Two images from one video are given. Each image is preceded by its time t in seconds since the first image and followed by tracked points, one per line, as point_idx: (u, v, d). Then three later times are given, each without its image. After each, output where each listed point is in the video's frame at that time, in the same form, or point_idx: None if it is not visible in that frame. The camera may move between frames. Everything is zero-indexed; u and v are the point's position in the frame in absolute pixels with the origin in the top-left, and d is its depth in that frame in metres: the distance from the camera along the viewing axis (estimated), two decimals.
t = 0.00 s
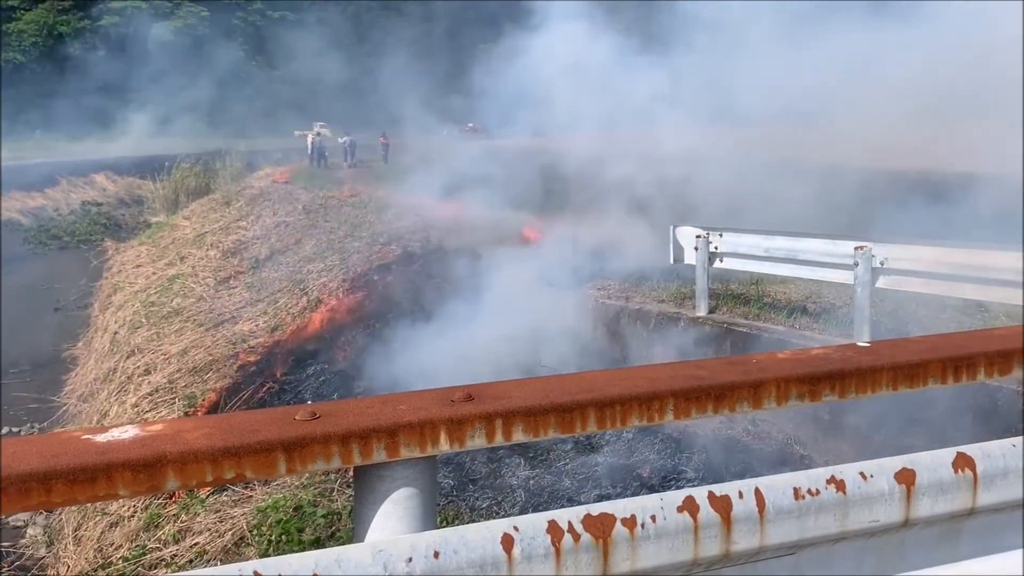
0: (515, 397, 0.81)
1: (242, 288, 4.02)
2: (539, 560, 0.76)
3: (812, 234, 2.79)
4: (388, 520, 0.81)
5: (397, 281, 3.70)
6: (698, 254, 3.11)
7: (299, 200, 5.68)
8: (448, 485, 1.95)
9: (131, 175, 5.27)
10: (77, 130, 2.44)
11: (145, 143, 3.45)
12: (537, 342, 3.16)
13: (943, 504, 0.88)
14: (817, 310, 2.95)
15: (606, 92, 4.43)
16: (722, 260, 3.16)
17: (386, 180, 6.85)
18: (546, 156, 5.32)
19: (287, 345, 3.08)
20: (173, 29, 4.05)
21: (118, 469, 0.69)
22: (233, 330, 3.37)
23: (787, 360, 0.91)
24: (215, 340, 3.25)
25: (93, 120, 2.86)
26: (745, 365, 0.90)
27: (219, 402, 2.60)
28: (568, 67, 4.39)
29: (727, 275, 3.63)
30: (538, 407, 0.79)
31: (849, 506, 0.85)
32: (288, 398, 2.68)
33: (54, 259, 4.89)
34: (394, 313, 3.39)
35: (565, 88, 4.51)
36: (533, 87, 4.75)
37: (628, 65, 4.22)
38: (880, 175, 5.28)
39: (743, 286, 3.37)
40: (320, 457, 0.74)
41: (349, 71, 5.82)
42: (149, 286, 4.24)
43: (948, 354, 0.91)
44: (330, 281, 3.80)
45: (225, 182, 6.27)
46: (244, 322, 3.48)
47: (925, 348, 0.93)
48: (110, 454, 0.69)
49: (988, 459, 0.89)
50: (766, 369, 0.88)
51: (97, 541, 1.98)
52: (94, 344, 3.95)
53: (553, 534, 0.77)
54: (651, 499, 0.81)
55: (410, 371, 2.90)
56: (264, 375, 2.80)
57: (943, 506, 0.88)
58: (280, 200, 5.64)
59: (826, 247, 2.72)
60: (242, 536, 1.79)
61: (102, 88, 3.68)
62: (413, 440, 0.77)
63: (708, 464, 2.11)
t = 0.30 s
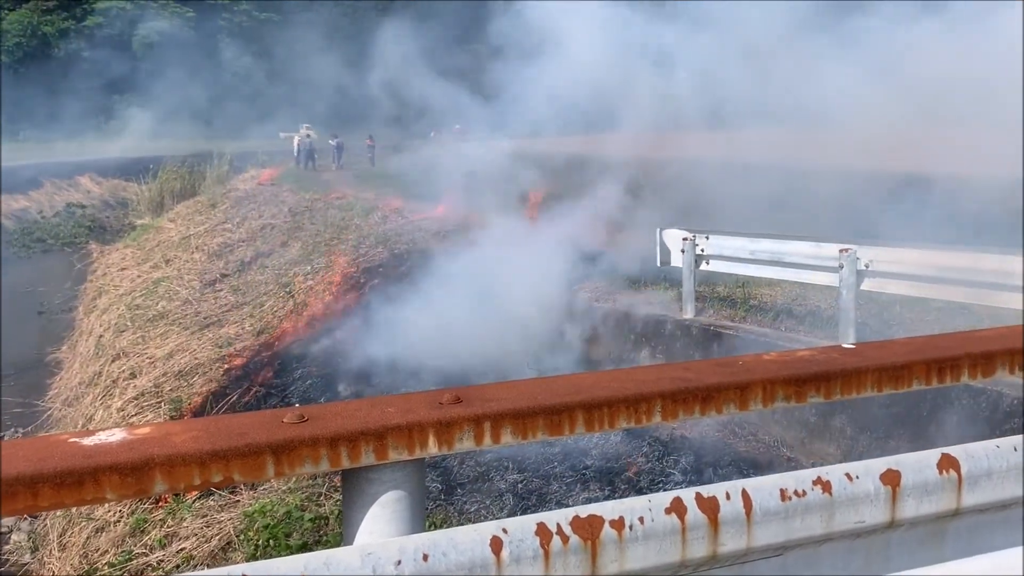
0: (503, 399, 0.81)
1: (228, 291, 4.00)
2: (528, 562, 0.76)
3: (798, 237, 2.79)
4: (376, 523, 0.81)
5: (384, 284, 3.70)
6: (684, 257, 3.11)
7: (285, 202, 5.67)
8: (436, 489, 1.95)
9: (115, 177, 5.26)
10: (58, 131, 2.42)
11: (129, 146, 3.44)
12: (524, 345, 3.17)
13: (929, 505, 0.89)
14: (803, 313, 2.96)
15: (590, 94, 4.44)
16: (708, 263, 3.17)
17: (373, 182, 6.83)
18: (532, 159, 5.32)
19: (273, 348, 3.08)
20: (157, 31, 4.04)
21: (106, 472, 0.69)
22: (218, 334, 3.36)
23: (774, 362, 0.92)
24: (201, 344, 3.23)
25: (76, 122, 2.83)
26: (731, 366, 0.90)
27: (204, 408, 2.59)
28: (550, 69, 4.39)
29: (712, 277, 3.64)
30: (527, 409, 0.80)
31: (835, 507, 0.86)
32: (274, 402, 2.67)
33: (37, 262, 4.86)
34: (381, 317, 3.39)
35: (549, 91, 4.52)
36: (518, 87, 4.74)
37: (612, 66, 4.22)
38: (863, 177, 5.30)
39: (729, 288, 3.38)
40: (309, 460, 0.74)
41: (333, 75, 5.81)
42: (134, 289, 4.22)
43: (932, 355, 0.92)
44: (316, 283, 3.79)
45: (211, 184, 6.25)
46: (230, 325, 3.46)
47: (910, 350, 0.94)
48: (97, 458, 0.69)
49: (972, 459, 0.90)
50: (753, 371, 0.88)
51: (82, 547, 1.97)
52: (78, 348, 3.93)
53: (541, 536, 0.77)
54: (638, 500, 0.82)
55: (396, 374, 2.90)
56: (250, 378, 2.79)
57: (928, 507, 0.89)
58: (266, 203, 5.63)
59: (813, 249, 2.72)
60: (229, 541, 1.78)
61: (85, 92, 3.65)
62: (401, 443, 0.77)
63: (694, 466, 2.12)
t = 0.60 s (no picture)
0: (493, 401, 0.82)
1: (215, 292, 3.99)
2: (518, 563, 0.76)
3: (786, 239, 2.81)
4: (366, 525, 0.81)
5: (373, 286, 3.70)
6: (673, 258, 3.12)
7: (273, 204, 5.66)
8: (424, 491, 1.95)
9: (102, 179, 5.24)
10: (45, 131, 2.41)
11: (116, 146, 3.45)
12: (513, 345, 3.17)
13: (915, 505, 0.89)
14: (791, 313, 2.97)
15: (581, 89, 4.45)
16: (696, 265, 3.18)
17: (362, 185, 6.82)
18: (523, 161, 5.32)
19: (261, 350, 3.07)
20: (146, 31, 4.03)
21: (94, 474, 0.68)
22: (206, 336, 3.35)
23: (762, 363, 0.92)
24: (188, 345, 3.23)
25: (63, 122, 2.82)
26: (720, 368, 0.91)
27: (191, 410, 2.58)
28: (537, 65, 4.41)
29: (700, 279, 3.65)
30: (517, 410, 0.80)
31: (823, 507, 0.86)
32: (262, 404, 2.67)
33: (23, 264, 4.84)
34: (369, 319, 3.38)
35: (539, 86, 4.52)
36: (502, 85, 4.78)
37: (593, 58, 4.27)
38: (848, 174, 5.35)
39: (717, 291, 3.39)
40: (298, 462, 0.74)
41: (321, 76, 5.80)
42: (121, 291, 4.21)
43: (919, 356, 0.93)
44: (304, 285, 3.78)
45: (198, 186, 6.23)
46: (218, 327, 3.45)
47: (898, 352, 0.95)
48: (86, 460, 0.69)
49: (959, 460, 0.91)
50: (741, 372, 0.89)
51: (68, 550, 1.96)
52: (64, 350, 3.90)
53: (531, 537, 0.77)
54: (628, 501, 0.82)
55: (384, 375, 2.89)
56: (237, 380, 2.79)
57: (916, 507, 0.89)
58: (253, 205, 5.62)
59: (800, 252, 2.74)
60: (216, 544, 1.78)
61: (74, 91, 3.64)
62: (391, 445, 0.77)
63: (683, 467, 2.13)
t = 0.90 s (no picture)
0: (484, 402, 0.82)
1: (206, 295, 3.98)
2: (509, 564, 0.77)
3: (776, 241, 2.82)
4: (358, 527, 0.81)
5: (365, 288, 3.70)
6: (664, 260, 3.13)
7: (264, 206, 5.65)
8: (416, 494, 1.96)
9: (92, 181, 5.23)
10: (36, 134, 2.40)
11: (107, 147, 3.44)
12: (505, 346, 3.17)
13: (905, 505, 0.90)
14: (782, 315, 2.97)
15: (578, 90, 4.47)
16: (688, 266, 3.18)
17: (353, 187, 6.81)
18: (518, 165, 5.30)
19: (252, 352, 3.07)
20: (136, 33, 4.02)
21: (86, 477, 0.68)
22: (197, 338, 3.34)
23: (752, 364, 0.92)
24: (179, 348, 3.22)
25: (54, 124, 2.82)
26: (710, 369, 0.91)
27: (182, 413, 2.57)
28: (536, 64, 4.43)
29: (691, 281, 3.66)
30: (508, 412, 0.80)
31: (813, 507, 0.86)
32: (253, 406, 2.66)
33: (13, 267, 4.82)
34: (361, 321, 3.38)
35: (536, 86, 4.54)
36: (493, 90, 4.77)
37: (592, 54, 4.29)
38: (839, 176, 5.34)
39: (708, 292, 3.40)
40: (290, 464, 0.74)
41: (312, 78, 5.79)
42: (111, 294, 4.19)
43: (907, 357, 0.93)
44: (295, 288, 3.78)
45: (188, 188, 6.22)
46: (209, 330, 3.45)
47: (886, 353, 0.95)
48: (77, 462, 0.69)
49: (948, 460, 0.91)
50: (731, 373, 0.89)
51: (59, 553, 1.95)
52: (54, 353, 3.89)
53: (523, 538, 0.78)
54: (619, 502, 0.82)
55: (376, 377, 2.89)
56: (227, 383, 2.78)
57: (905, 507, 0.90)
58: (244, 207, 5.61)
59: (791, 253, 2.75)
60: (207, 547, 1.77)
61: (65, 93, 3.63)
62: (382, 447, 0.77)
63: (675, 468, 2.13)
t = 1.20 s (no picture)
0: (478, 404, 0.82)
1: (201, 298, 3.97)
2: (502, 565, 0.77)
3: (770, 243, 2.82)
4: (350, 529, 0.81)
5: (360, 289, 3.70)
6: (659, 263, 3.13)
7: (259, 209, 5.65)
8: (411, 496, 1.96)
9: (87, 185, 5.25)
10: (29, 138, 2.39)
11: (104, 149, 3.44)
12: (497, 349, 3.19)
13: (897, 506, 0.90)
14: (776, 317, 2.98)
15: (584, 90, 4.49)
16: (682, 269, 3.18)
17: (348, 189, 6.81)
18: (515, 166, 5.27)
19: (247, 354, 3.06)
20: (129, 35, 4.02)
21: (78, 480, 0.68)
22: (192, 341, 3.33)
23: (744, 365, 0.93)
24: (174, 351, 3.21)
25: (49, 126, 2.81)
26: (703, 371, 0.91)
27: (176, 416, 2.57)
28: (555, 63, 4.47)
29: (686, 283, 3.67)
30: (500, 414, 0.80)
31: (805, 508, 0.87)
32: (249, 409, 2.66)
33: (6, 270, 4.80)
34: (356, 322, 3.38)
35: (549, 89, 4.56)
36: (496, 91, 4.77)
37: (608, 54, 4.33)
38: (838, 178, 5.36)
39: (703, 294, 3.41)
40: (282, 466, 0.74)
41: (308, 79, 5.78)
42: (105, 296, 4.19)
43: (899, 359, 0.94)
44: (290, 291, 3.77)
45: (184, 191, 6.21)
46: (204, 333, 3.44)
47: (879, 354, 0.96)
48: (69, 465, 0.69)
49: (939, 461, 0.92)
50: (724, 376, 0.89)
51: (53, 557, 1.95)
52: (48, 355, 3.88)
53: (515, 540, 0.78)
54: (611, 504, 0.82)
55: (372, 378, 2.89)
56: (223, 386, 2.78)
57: (897, 509, 0.90)
58: (239, 209, 5.61)
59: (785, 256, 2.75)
60: (202, 550, 1.77)
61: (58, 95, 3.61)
62: (375, 449, 0.77)
63: (671, 470, 2.13)
